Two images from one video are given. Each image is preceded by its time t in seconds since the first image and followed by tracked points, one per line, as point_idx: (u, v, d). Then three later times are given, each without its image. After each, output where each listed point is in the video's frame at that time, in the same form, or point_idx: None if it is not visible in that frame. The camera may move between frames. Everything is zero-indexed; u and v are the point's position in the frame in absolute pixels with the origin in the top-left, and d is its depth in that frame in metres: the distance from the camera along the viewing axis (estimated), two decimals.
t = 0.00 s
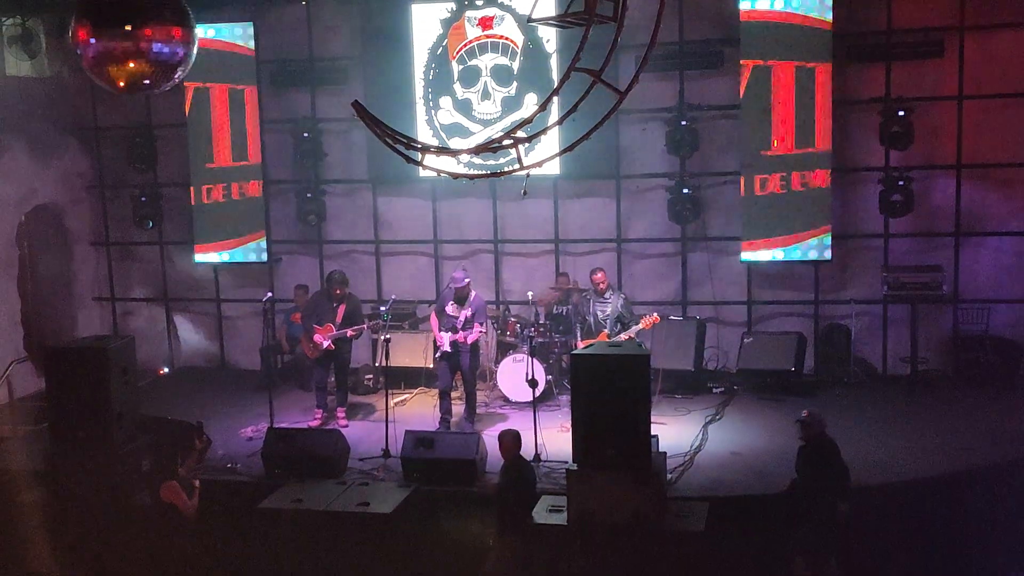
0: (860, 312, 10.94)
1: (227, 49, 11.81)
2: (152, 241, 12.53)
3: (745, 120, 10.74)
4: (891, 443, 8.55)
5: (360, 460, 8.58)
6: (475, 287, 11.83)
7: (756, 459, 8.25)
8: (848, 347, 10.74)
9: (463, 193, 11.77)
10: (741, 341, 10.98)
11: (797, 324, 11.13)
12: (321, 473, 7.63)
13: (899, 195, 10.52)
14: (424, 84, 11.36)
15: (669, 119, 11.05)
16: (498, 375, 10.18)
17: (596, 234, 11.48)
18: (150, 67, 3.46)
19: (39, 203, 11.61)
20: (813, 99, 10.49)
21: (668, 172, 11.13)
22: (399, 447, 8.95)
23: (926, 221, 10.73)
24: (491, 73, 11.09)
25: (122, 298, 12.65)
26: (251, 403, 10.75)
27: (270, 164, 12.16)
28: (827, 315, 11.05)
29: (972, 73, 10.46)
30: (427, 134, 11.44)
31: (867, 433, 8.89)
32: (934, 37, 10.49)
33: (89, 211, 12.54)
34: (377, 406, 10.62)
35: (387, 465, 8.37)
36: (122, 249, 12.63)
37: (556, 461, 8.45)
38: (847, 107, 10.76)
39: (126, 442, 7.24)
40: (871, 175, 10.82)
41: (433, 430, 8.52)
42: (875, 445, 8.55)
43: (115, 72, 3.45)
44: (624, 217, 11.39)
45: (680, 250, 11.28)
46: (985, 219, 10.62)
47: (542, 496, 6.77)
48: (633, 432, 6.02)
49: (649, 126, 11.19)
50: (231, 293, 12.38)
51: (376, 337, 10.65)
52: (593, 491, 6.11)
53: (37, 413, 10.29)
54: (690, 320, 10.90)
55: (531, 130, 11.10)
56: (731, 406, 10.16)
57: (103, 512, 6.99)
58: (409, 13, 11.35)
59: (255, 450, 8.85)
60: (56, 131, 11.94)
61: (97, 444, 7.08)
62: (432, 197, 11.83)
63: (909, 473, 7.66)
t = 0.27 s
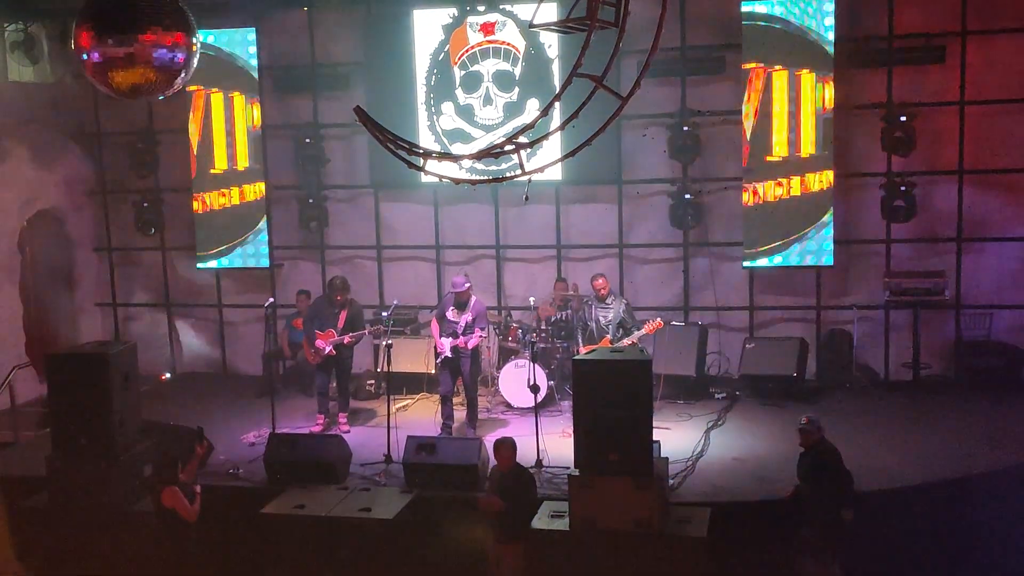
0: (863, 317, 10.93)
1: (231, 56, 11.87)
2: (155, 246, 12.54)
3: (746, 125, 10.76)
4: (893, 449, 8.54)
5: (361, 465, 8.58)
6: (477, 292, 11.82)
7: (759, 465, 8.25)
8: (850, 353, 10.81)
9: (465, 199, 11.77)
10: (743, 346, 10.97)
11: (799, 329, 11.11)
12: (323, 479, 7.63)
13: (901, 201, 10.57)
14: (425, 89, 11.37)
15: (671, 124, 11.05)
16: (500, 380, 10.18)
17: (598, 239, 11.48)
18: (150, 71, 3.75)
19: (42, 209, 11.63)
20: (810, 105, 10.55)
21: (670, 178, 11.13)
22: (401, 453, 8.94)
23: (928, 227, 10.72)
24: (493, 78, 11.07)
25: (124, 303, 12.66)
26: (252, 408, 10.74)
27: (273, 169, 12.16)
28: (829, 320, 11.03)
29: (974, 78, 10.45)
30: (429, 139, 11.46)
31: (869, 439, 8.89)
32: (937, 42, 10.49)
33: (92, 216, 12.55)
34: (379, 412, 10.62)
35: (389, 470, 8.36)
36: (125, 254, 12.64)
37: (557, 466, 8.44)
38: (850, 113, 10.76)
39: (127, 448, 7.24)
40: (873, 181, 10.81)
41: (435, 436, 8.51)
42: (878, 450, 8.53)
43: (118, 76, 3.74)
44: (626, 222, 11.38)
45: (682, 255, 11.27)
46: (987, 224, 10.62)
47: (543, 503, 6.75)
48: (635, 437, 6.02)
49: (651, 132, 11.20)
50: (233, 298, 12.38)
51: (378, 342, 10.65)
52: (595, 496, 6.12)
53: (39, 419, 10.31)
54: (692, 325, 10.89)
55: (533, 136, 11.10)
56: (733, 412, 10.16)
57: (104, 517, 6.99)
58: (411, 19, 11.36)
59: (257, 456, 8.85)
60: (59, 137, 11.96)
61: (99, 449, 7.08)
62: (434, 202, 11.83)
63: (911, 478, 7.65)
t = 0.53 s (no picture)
0: (864, 322, 10.93)
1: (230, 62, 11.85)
2: (156, 251, 12.55)
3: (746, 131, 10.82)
4: (895, 454, 8.53)
5: (363, 470, 8.58)
6: (478, 297, 11.82)
7: (760, 470, 8.24)
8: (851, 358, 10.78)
9: (467, 204, 11.78)
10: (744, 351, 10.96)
11: (800, 334, 11.10)
12: (324, 485, 7.65)
13: (902, 206, 10.55)
14: (428, 94, 11.37)
15: (673, 129, 11.06)
16: (501, 386, 10.19)
17: (599, 244, 11.48)
18: (154, 77, 3.76)
19: (43, 214, 11.65)
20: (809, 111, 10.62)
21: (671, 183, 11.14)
22: (402, 458, 8.93)
23: (930, 232, 10.72)
24: (495, 83, 11.10)
25: (126, 309, 12.66)
26: (253, 413, 10.74)
27: (274, 174, 12.17)
28: (831, 326, 11.03)
29: (976, 83, 10.46)
30: (432, 144, 11.45)
31: (871, 444, 8.88)
32: (939, 48, 10.50)
33: (94, 221, 12.56)
34: (380, 417, 10.62)
35: (390, 475, 8.36)
36: (126, 259, 12.65)
37: (559, 471, 8.43)
38: (851, 119, 10.77)
39: (128, 452, 7.24)
40: (874, 186, 10.81)
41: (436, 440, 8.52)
42: (879, 455, 8.52)
43: (120, 81, 3.75)
44: (628, 227, 11.39)
45: (683, 261, 11.28)
46: (989, 229, 10.61)
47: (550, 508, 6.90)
48: (637, 441, 6.00)
49: (652, 137, 11.21)
50: (234, 303, 12.38)
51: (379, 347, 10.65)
52: (596, 501, 6.13)
53: (40, 423, 10.31)
54: (693, 330, 10.89)
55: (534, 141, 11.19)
56: (734, 416, 10.16)
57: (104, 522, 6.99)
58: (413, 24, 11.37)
59: (258, 461, 8.85)
60: (61, 142, 11.97)
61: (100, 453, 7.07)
62: (435, 208, 11.84)
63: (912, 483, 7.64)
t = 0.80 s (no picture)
0: (866, 326, 10.91)
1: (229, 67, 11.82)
2: (158, 256, 12.55)
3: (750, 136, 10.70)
4: (897, 458, 8.52)
5: (364, 475, 8.57)
6: (480, 301, 11.82)
7: (763, 474, 8.24)
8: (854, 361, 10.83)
9: (469, 208, 11.77)
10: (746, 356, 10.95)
11: (803, 339, 11.09)
12: (327, 490, 7.62)
13: (905, 210, 10.59)
14: (429, 99, 11.38)
15: (674, 134, 11.06)
16: (503, 390, 10.18)
17: (601, 249, 11.48)
18: (155, 82, 3.76)
19: (46, 218, 11.66)
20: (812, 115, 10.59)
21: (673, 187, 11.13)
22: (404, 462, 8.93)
23: (932, 236, 10.71)
24: (497, 88, 11.13)
25: (128, 313, 12.67)
26: (255, 418, 10.74)
27: (276, 179, 12.16)
28: (833, 330, 11.02)
29: (978, 87, 10.45)
30: (433, 149, 11.45)
31: (873, 448, 8.87)
32: (941, 51, 10.49)
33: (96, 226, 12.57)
34: (382, 421, 10.62)
35: (392, 480, 8.35)
36: (129, 264, 12.65)
37: (561, 476, 8.43)
38: (853, 123, 10.77)
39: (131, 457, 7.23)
40: (876, 190, 10.80)
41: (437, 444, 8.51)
42: (881, 460, 8.51)
43: (122, 86, 3.75)
44: (630, 231, 11.38)
45: (686, 265, 11.27)
46: (991, 233, 10.60)
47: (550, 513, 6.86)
48: (640, 445, 6.06)
49: (653, 141, 11.20)
50: (237, 307, 12.38)
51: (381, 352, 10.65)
52: (598, 506, 6.12)
53: (43, 428, 10.32)
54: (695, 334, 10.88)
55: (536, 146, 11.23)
56: (737, 421, 10.15)
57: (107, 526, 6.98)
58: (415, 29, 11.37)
59: (260, 465, 8.84)
60: (64, 147, 11.98)
61: (103, 457, 7.06)
62: (437, 212, 11.83)
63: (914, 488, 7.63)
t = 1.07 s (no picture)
0: (869, 330, 10.91)
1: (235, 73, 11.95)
2: (160, 259, 12.54)
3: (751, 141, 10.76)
4: (899, 462, 8.51)
5: (366, 479, 8.56)
6: (482, 305, 11.81)
7: (765, 478, 8.23)
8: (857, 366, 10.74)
9: (470, 212, 11.76)
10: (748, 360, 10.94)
11: (805, 343, 11.07)
12: (328, 494, 7.57)
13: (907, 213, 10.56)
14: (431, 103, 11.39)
15: (676, 138, 11.07)
16: (505, 394, 10.18)
17: (603, 253, 11.47)
18: (156, 84, 3.76)
19: (48, 222, 11.66)
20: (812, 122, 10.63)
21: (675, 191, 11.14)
22: (405, 466, 8.93)
23: (934, 239, 10.70)
24: (499, 92, 11.16)
25: (130, 317, 12.67)
26: (256, 421, 10.74)
27: (278, 182, 12.16)
28: (835, 334, 11.01)
29: (980, 92, 10.45)
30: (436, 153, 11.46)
31: (875, 452, 8.86)
32: (943, 55, 10.49)
33: (98, 229, 12.57)
34: (384, 425, 10.61)
35: (394, 484, 8.34)
36: (130, 267, 12.64)
37: (563, 480, 8.42)
38: (856, 127, 10.76)
39: (132, 461, 7.20)
40: (878, 194, 10.80)
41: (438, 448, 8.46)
42: (883, 464, 8.50)
43: (124, 89, 3.76)
44: (632, 235, 11.38)
45: (687, 268, 11.27)
46: (993, 237, 10.59)
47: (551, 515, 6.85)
48: (642, 447, 6.05)
49: (656, 145, 11.21)
50: (238, 311, 12.38)
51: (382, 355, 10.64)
52: (600, 510, 6.11)
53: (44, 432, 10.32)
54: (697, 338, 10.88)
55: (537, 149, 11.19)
56: (739, 425, 10.13)
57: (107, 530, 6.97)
58: (417, 32, 11.38)
59: (261, 469, 8.83)
60: (66, 150, 11.99)
61: (104, 461, 7.05)
62: (438, 216, 11.83)
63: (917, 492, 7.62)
